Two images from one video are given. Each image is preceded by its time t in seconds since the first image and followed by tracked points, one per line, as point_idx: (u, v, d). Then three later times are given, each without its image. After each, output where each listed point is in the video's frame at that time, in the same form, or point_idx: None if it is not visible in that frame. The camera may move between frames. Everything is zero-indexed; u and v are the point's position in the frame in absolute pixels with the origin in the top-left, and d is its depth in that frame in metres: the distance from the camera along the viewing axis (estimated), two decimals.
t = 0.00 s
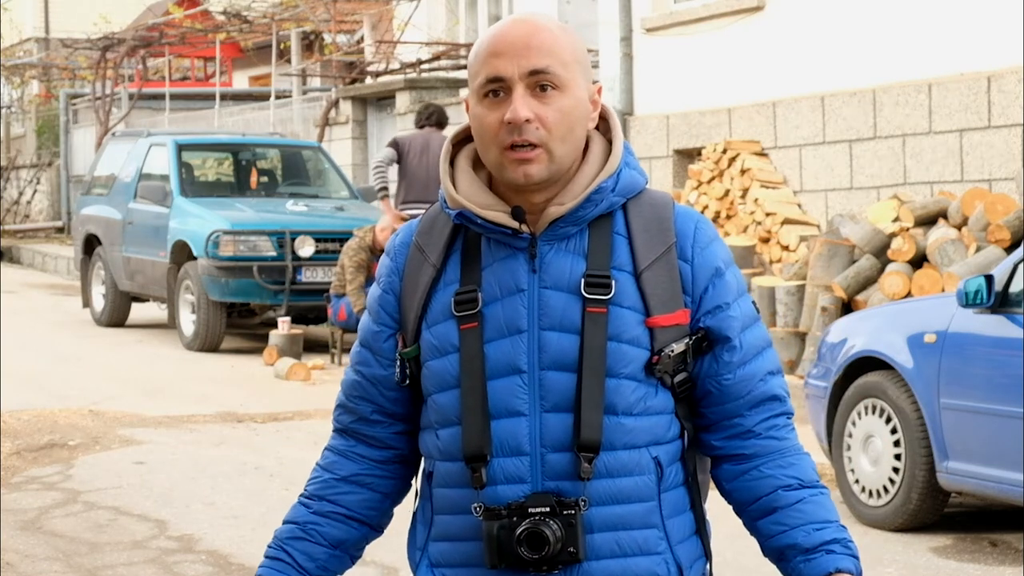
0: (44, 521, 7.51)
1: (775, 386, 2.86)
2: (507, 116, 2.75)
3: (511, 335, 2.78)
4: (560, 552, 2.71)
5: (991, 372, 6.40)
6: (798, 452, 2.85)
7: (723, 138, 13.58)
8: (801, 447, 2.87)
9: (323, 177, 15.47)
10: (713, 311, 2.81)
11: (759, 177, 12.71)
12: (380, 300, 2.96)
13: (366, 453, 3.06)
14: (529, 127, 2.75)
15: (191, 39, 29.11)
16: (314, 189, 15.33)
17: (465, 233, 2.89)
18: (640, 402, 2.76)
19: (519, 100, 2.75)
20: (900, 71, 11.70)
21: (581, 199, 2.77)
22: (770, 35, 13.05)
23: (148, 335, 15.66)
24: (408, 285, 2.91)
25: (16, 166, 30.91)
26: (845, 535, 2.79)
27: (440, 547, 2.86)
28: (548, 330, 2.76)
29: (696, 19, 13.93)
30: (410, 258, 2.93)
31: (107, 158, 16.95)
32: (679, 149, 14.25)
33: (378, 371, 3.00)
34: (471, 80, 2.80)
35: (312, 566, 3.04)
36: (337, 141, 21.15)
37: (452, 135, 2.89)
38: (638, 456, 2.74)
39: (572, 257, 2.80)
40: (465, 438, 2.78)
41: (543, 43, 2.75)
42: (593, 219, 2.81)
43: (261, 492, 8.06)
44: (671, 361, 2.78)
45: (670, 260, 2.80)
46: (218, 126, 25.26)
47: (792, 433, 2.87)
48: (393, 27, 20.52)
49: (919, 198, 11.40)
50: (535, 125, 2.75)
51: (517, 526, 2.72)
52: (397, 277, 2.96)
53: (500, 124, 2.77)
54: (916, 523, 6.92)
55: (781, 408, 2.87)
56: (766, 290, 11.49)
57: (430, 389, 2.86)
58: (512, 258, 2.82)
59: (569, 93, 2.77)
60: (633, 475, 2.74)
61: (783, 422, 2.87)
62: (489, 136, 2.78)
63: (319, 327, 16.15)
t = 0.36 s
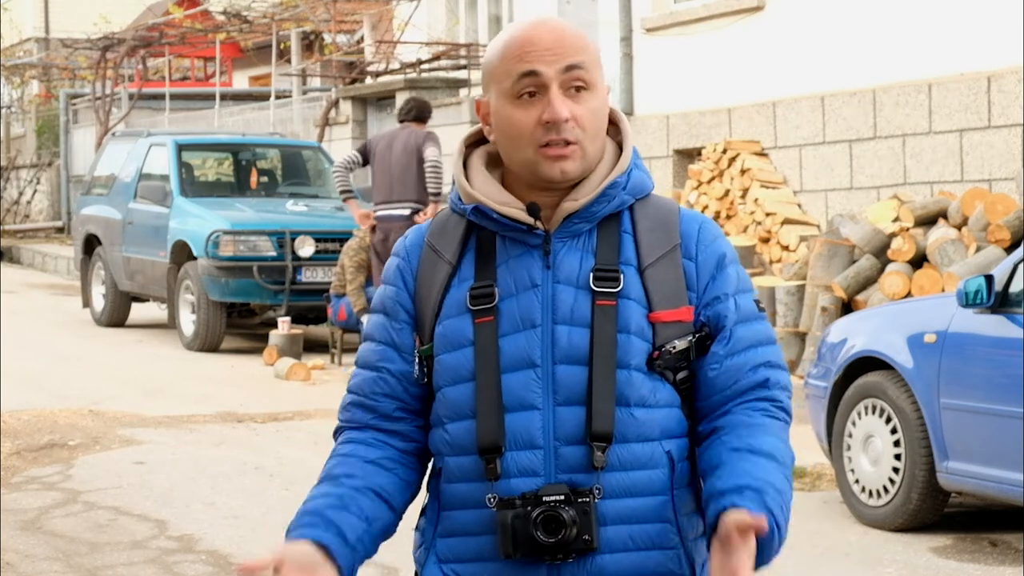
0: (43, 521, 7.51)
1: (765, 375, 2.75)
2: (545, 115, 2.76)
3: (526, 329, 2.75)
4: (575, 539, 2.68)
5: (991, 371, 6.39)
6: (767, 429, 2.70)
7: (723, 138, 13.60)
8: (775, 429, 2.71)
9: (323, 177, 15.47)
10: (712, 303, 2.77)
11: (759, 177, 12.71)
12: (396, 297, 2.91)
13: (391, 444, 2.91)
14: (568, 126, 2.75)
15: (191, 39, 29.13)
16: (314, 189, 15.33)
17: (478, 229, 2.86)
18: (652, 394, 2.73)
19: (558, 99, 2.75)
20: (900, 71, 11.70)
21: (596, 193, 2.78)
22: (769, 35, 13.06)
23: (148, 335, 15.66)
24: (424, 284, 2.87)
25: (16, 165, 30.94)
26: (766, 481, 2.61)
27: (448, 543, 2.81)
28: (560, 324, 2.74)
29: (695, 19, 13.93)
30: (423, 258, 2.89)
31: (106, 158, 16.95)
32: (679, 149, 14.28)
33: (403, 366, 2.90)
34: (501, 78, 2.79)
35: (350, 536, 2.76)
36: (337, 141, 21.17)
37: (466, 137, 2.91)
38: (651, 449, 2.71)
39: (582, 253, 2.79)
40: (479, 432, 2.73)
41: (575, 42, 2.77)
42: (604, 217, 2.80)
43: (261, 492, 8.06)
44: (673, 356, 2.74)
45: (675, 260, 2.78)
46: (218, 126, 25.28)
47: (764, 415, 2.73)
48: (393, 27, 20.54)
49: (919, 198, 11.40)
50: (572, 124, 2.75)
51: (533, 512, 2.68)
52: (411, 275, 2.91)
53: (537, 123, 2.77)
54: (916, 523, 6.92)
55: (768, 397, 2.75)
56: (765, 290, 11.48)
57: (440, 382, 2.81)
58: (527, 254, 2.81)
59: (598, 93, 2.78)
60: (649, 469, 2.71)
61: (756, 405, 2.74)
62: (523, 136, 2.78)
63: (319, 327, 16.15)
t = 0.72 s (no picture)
0: (43, 521, 7.51)
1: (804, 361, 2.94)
2: (533, 97, 2.88)
3: (537, 327, 2.85)
4: (589, 538, 2.77)
5: (991, 372, 6.39)
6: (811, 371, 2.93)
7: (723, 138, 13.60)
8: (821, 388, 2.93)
9: (323, 177, 15.49)
10: (737, 304, 2.94)
11: (759, 177, 12.71)
12: (397, 297, 3.01)
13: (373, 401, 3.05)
14: (554, 107, 2.87)
15: (191, 39, 29.10)
16: (314, 189, 15.35)
17: (486, 227, 2.96)
18: (664, 394, 2.85)
19: (543, 81, 2.89)
20: (900, 71, 11.70)
21: (608, 191, 2.88)
22: (770, 35, 13.04)
23: (148, 335, 15.67)
24: (430, 280, 2.95)
25: (16, 166, 30.93)
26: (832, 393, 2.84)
27: (458, 540, 2.88)
28: (574, 322, 2.85)
29: (695, 19, 13.91)
30: (430, 254, 2.98)
31: (106, 158, 16.96)
32: (679, 149, 14.30)
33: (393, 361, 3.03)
34: (496, 69, 2.93)
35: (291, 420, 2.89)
36: (337, 141, 21.17)
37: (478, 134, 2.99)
38: (662, 448, 2.83)
39: (596, 251, 2.90)
40: (490, 429, 2.82)
41: (565, 30, 2.92)
42: (616, 216, 2.92)
43: (261, 492, 8.06)
44: (694, 354, 2.87)
45: (691, 258, 2.91)
46: (218, 126, 25.26)
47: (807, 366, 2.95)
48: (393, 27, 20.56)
49: (919, 198, 11.41)
50: (560, 105, 2.87)
51: (547, 510, 2.77)
52: (416, 273, 3.01)
53: (526, 106, 2.89)
54: (916, 523, 6.93)
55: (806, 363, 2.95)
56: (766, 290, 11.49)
57: (451, 380, 2.89)
58: (537, 252, 2.91)
59: (590, 78, 2.91)
60: (658, 467, 2.82)
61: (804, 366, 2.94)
62: (514, 121, 2.90)
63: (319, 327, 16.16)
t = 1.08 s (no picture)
0: (44, 521, 7.51)
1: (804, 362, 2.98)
2: (527, 118, 2.86)
3: (537, 328, 2.86)
4: (589, 539, 2.77)
5: (990, 371, 6.40)
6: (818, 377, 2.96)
7: (723, 138, 13.61)
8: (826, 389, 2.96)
9: (323, 177, 15.50)
10: (737, 304, 2.95)
11: (759, 177, 12.72)
12: (398, 299, 3.02)
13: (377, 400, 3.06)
14: (550, 128, 2.86)
15: (191, 39, 29.10)
16: (314, 189, 15.36)
17: (485, 229, 2.97)
18: (664, 394, 2.86)
19: (538, 101, 2.87)
20: (900, 71, 11.71)
21: (606, 193, 2.89)
22: (770, 35, 13.05)
23: (149, 335, 15.67)
24: (430, 282, 2.96)
25: (16, 166, 30.95)
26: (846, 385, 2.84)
27: (460, 541, 2.89)
28: (574, 323, 2.85)
29: (695, 19, 13.93)
30: (430, 255, 2.99)
31: (107, 159, 16.97)
32: (679, 149, 14.29)
33: (395, 364, 3.04)
34: (490, 82, 2.91)
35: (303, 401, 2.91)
36: (337, 142, 21.19)
37: (473, 135, 2.98)
38: (662, 448, 2.83)
39: (595, 252, 2.91)
40: (491, 431, 2.82)
41: (559, 44, 2.89)
42: (615, 216, 2.92)
43: (260, 492, 8.07)
44: (695, 352, 2.88)
45: (690, 256, 2.91)
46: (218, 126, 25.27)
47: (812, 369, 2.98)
48: (393, 28, 20.57)
49: (919, 198, 11.41)
50: (555, 125, 2.86)
51: (548, 512, 2.77)
52: (416, 275, 3.02)
53: (521, 126, 2.88)
54: (915, 523, 6.94)
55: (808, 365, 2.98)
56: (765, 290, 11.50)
57: (452, 382, 2.90)
58: (536, 253, 2.91)
59: (585, 92, 2.89)
60: (658, 467, 2.83)
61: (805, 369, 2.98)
62: (509, 140, 2.89)
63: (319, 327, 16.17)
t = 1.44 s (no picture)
0: (44, 521, 7.51)
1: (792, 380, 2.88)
2: (512, 102, 2.84)
3: (525, 333, 2.82)
4: (579, 547, 2.75)
5: (991, 372, 6.39)
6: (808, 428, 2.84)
7: (723, 138, 13.61)
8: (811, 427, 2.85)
9: (323, 177, 15.49)
10: (725, 307, 2.85)
11: (759, 177, 12.73)
12: (391, 302, 2.98)
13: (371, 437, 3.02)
14: (534, 112, 2.82)
15: (191, 39, 29.10)
16: (314, 189, 15.35)
17: (475, 232, 2.92)
18: (654, 398, 2.80)
19: (523, 86, 2.84)
20: (900, 70, 11.71)
21: (593, 195, 2.84)
22: (770, 34, 13.06)
23: (149, 335, 15.67)
24: (419, 287, 2.92)
25: (16, 166, 30.97)
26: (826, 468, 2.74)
27: (453, 547, 2.88)
28: (562, 328, 2.80)
29: (696, 19, 13.95)
30: (420, 259, 2.94)
31: (106, 158, 16.97)
32: (679, 149, 14.28)
33: (390, 373, 2.99)
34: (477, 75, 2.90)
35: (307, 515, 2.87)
36: (337, 141, 21.19)
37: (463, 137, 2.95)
38: (653, 453, 2.78)
39: (585, 255, 2.85)
40: (480, 437, 2.79)
41: (546, 32, 2.87)
42: (604, 218, 2.86)
43: (260, 492, 8.07)
44: (685, 356, 2.82)
45: (681, 258, 2.85)
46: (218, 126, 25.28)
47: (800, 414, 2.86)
48: (393, 28, 20.57)
49: (919, 198, 11.41)
50: (540, 109, 2.83)
51: (537, 521, 2.75)
52: (408, 279, 2.98)
53: (506, 112, 2.85)
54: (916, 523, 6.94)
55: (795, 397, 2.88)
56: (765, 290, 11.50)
57: (443, 388, 2.87)
58: (525, 257, 2.87)
59: (571, 80, 2.86)
60: (648, 472, 2.78)
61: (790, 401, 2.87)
62: (494, 126, 2.86)
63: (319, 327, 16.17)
